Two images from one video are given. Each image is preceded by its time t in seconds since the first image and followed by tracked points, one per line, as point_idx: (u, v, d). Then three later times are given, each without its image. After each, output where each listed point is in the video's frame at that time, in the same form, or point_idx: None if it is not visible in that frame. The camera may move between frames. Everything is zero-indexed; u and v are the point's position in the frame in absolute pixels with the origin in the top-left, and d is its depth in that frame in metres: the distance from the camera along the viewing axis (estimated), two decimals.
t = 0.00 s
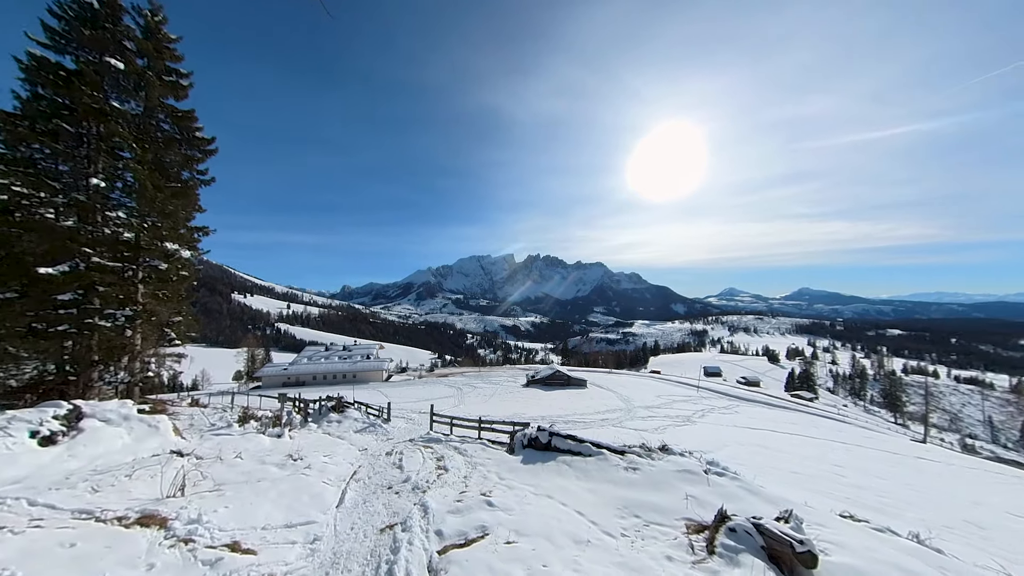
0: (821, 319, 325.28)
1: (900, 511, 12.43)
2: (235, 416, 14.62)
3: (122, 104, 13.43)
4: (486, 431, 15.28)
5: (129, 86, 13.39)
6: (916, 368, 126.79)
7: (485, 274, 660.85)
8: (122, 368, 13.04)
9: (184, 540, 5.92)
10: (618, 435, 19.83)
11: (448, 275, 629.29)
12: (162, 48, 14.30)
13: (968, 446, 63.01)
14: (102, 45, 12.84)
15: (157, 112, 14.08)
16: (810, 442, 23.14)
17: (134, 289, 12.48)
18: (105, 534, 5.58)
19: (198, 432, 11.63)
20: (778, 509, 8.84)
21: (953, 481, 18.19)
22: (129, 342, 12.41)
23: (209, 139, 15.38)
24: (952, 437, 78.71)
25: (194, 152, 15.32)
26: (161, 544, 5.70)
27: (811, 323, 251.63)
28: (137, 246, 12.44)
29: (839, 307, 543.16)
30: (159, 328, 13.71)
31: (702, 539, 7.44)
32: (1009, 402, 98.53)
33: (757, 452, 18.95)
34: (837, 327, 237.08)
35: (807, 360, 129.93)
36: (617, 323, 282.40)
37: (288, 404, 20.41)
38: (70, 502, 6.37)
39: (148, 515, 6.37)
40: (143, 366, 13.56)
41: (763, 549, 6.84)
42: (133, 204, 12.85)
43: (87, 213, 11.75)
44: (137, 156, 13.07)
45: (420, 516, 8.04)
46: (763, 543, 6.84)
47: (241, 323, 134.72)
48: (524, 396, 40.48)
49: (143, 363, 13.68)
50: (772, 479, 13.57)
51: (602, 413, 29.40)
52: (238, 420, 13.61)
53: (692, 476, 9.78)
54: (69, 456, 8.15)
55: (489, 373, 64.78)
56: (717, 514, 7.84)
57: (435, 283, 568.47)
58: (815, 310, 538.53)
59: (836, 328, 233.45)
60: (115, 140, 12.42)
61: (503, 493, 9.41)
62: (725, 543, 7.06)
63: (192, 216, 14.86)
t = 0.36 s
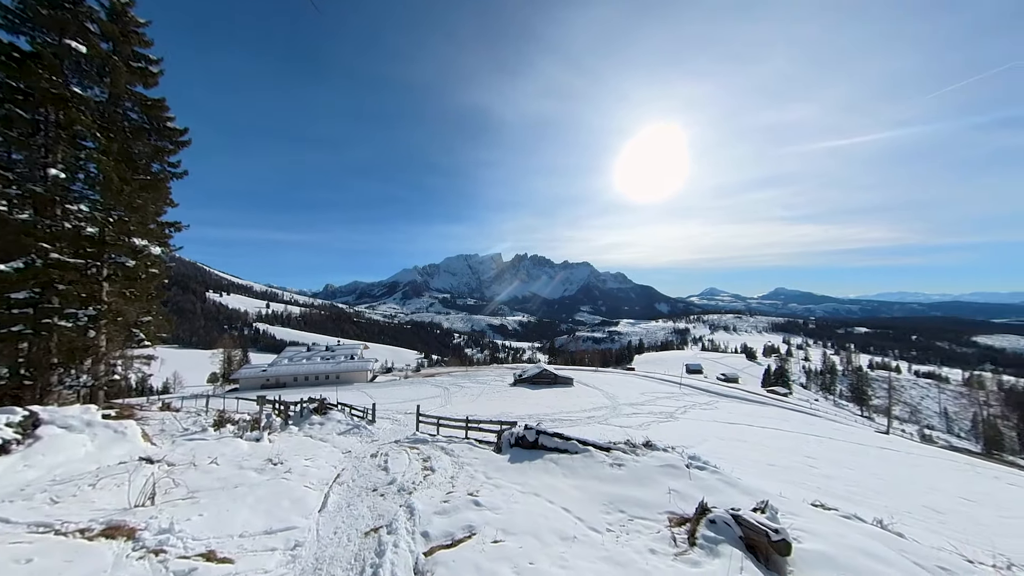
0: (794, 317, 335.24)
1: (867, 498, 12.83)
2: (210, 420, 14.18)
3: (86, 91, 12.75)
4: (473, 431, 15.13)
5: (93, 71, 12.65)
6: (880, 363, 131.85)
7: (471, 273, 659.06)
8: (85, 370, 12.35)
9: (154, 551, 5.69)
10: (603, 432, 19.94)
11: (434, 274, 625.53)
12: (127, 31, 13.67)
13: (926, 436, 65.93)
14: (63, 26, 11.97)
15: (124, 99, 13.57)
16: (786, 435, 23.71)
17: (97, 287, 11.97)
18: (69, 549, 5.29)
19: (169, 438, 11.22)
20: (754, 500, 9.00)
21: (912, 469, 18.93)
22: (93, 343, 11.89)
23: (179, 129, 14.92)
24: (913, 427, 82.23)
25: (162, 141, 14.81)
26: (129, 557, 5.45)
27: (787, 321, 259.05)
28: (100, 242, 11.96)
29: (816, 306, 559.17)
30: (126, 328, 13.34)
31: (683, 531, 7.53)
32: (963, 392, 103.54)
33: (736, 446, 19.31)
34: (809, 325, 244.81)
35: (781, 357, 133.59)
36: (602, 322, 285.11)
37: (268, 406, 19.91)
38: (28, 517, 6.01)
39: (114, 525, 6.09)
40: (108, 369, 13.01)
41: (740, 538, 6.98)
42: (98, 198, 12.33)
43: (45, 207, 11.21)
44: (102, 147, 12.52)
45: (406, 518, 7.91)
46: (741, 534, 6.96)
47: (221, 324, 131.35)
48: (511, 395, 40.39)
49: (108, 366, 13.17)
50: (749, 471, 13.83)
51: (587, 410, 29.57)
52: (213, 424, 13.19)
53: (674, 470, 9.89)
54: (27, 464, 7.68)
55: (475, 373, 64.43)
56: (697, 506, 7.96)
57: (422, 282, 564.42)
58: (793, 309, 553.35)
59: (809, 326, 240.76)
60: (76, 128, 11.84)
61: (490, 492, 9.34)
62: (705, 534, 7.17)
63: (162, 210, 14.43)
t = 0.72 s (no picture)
0: (770, 315, 344.83)
1: (836, 488, 13.18)
2: (183, 424, 13.68)
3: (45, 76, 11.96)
4: (460, 431, 14.98)
5: (51, 54, 11.92)
6: (850, 359, 136.63)
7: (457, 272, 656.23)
8: (42, 373, 11.72)
9: (121, 564, 5.43)
10: (589, 430, 20.05)
11: (419, 273, 620.67)
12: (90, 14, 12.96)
13: (888, 428, 68.61)
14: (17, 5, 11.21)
15: (87, 85, 12.95)
16: (765, 430, 24.28)
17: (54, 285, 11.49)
18: (27, 564, 5.00)
19: (138, 445, 10.77)
20: (733, 493, 9.12)
21: (876, 459, 19.58)
22: (52, 345, 11.43)
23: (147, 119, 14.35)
24: (877, 420, 85.34)
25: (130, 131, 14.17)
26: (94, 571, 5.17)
27: (765, 319, 265.81)
28: (61, 237, 11.56)
29: (794, 305, 574.40)
30: (88, 328, 12.74)
31: (666, 524, 7.59)
32: (921, 386, 108.18)
33: (718, 441, 19.66)
34: (782, 323, 252.00)
35: (757, 355, 136.88)
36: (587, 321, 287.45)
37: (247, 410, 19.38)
38: None
39: (77, 538, 5.79)
40: (70, 373, 12.47)
41: (721, 530, 7.05)
42: (58, 189, 11.65)
43: None
44: (61, 136, 11.88)
45: (391, 520, 7.77)
46: (721, 525, 7.05)
47: (199, 326, 127.66)
48: (498, 395, 40.28)
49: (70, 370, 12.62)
50: (728, 465, 14.06)
51: (573, 408, 29.70)
52: (186, 429, 12.74)
53: (658, 465, 9.97)
54: None
55: (461, 372, 64.13)
56: (680, 500, 8.01)
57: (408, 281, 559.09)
58: (773, 308, 567.16)
59: (783, 324, 247.74)
60: (31, 114, 11.10)
61: (477, 492, 9.25)
62: (687, 526, 7.24)
63: (129, 203, 13.84)
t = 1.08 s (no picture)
0: (750, 314, 352.92)
1: (807, 477, 13.51)
2: (153, 430, 13.22)
3: None
4: (447, 431, 14.80)
5: (5, 37, 11.51)
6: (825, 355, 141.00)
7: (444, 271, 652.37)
8: None
9: None
10: (575, 428, 20.10)
11: (405, 272, 614.85)
12: None
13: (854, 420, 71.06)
14: None
15: (46, 70, 12.38)
16: (746, 424, 24.76)
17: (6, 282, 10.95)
18: None
19: (103, 453, 10.32)
20: (713, 485, 9.23)
21: (844, 449, 20.18)
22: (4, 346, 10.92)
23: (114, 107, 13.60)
24: (845, 413, 88.32)
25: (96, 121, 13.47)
26: None
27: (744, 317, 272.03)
28: (14, 232, 11.02)
29: (773, 304, 588.92)
30: (47, 329, 12.15)
31: (649, 518, 7.61)
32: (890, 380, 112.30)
33: (700, 436, 19.94)
34: (760, 321, 257.83)
35: (735, 353, 139.77)
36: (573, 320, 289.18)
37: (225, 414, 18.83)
38: None
39: (36, 553, 5.47)
40: (27, 376, 11.90)
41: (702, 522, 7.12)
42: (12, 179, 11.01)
43: None
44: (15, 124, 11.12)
45: (376, 523, 7.62)
46: (701, 517, 7.08)
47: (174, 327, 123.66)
48: (484, 394, 40.12)
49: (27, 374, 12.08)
50: (709, 459, 14.25)
51: (560, 407, 29.77)
52: (157, 435, 12.30)
53: (642, 461, 10.02)
54: None
55: (447, 372, 63.71)
56: (663, 494, 8.05)
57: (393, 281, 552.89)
58: (753, 306, 580.29)
59: (761, 322, 253.86)
60: None
61: (464, 492, 9.14)
62: (669, 519, 7.27)
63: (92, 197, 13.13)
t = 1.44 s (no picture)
0: (730, 312, 361.04)
1: (781, 469, 13.82)
2: (121, 437, 12.69)
3: None
4: (433, 432, 14.62)
5: None
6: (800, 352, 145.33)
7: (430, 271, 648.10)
8: None
9: None
10: (560, 426, 20.13)
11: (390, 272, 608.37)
12: None
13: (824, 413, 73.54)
14: None
15: None
16: (726, 419, 25.25)
17: None
18: None
19: (65, 462, 9.86)
20: (693, 479, 9.32)
21: (815, 441, 20.78)
22: None
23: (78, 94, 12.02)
24: (817, 406, 91.31)
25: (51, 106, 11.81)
26: None
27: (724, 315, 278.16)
28: None
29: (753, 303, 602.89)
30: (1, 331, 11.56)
31: (633, 512, 7.61)
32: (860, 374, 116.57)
33: (682, 431, 20.25)
34: (739, 319, 263.73)
35: (715, 350, 142.74)
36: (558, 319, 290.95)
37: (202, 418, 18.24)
38: None
39: None
40: None
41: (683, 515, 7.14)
42: None
43: None
44: None
45: (359, 527, 7.44)
46: (682, 509, 7.10)
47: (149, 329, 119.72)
48: (470, 394, 39.97)
49: None
50: (690, 454, 14.45)
51: (546, 405, 29.82)
52: (125, 441, 11.82)
53: (626, 457, 10.05)
54: None
55: (433, 372, 63.30)
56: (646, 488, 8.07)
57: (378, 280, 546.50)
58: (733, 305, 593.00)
59: (741, 321, 259.97)
60: None
61: (450, 492, 9.02)
62: (652, 513, 7.27)
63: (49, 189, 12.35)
